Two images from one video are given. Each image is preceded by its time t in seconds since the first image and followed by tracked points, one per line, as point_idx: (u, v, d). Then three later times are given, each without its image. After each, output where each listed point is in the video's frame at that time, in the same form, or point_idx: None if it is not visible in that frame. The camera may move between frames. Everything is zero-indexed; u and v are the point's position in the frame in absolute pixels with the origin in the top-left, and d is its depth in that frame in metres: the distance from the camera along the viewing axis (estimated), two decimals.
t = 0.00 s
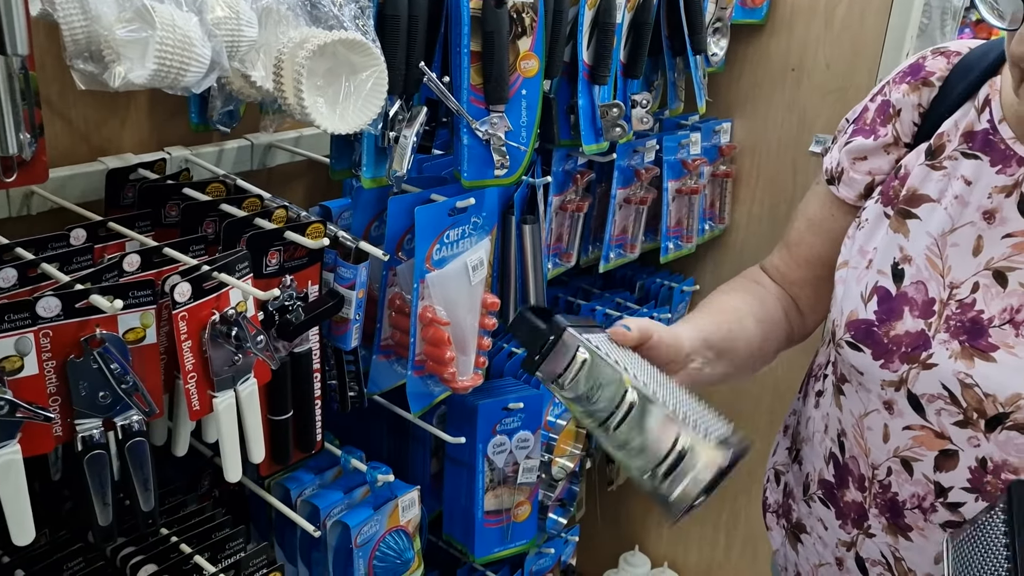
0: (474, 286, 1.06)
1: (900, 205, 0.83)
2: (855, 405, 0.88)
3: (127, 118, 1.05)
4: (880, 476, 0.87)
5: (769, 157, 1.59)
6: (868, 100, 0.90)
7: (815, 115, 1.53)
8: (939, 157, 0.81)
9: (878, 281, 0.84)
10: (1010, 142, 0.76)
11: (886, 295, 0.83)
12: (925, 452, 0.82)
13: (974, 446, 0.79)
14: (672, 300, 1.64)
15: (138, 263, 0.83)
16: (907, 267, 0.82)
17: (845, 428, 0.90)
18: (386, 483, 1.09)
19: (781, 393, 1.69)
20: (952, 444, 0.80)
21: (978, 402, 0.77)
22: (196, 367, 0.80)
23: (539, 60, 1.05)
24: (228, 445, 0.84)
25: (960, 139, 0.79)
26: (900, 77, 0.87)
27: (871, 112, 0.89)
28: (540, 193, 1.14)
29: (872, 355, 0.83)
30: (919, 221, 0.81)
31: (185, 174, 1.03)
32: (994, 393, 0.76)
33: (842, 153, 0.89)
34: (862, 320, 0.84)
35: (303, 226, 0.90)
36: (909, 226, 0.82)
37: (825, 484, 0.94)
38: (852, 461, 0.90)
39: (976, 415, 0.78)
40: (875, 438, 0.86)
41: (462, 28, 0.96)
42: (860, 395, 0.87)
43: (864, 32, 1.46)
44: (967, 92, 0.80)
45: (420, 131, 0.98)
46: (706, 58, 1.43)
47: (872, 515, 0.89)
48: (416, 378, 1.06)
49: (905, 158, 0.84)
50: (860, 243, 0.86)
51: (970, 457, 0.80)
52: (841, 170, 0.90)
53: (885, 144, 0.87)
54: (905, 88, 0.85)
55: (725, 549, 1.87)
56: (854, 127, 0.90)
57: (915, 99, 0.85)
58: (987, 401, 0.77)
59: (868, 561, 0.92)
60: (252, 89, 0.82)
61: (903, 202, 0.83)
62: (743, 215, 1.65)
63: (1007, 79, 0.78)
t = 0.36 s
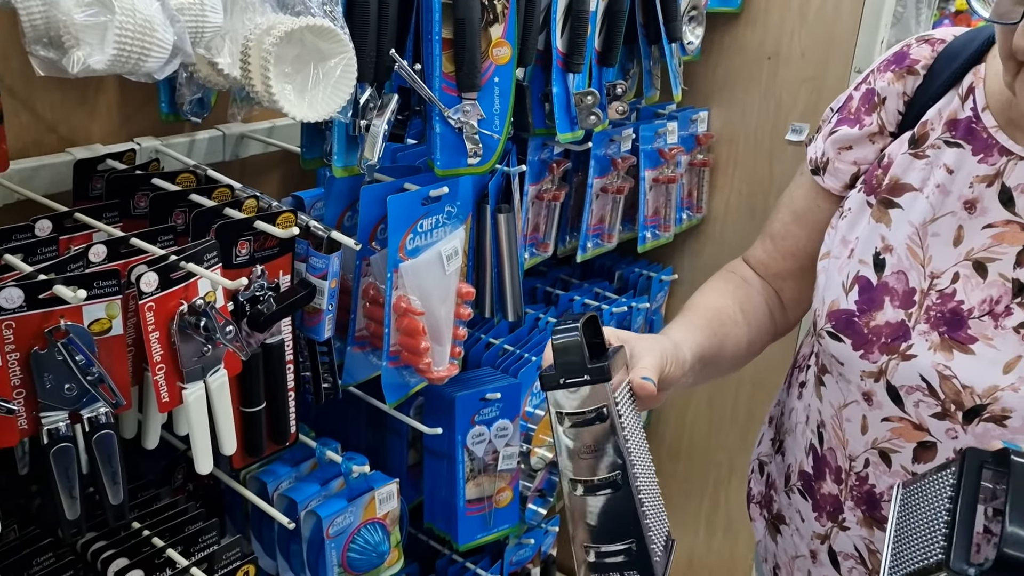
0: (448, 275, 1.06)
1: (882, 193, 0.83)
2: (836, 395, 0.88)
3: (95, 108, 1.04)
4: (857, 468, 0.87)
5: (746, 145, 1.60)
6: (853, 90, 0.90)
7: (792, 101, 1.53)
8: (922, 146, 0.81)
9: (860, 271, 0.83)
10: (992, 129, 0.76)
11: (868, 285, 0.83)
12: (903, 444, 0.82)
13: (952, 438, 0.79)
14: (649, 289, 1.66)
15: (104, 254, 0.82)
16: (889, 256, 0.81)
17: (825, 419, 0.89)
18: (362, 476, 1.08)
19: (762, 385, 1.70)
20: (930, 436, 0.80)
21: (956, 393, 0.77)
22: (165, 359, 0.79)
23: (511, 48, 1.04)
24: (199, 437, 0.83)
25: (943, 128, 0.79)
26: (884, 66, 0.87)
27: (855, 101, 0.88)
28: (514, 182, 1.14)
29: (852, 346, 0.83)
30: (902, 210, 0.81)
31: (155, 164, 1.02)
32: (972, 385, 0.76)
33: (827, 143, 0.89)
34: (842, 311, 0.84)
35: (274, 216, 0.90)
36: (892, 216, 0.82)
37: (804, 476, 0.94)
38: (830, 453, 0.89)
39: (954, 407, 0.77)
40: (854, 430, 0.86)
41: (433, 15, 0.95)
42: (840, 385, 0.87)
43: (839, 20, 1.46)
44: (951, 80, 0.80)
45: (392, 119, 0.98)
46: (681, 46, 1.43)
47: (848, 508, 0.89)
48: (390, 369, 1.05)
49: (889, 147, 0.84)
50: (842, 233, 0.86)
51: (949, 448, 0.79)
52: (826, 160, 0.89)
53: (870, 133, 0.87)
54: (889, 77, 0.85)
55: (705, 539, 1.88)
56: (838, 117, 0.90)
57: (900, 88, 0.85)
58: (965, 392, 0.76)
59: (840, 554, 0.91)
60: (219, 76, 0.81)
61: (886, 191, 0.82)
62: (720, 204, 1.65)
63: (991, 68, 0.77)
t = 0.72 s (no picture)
0: (433, 267, 1.06)
1: (867, 196, 0.82)
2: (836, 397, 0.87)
3: (73, 101, 1.03)
4: (857, 471, 0.88)
5: (728, 135, 1.60)
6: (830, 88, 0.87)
7: (773, 92, 1.54)
8: (905, 147, 0.80)
9: (847, 276, 0.83)
10: (980, 129, 0.76)
11: (856, 290, 0.82)
12: (902, 446, 0.84)
13: (951, 440, 0.81)
14: (634, 279, 1.66)
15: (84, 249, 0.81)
16: (877, 260, 0.81)
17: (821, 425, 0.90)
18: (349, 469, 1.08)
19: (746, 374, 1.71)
20: (929, 438, 0.82)
21: (954, 395, 0.78)
22: (148, 354, 0.78)
23: (494, 39, 1.04)
24: (183, 432, 0.82)
25: (927, 128, 0.79)
26: (862, 64, 0.84)
27: (833, 100, 0.86)
28: (497, 174, 1.14)
29: (846, 352, 0.83)
30: (887, 213, 0.81)
31: (135, 158, 1.01)
32: (971, 387, 0.77)
33: (810, 143, 0.86)
34: (832, 317, 0.84)
35: (256, 209, 0.89)
36: (877, 219, 0.81)
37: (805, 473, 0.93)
38: (829, 457, 0.91)
39: (952, 409, 0.79)
40: (851, 434, 0.87)
41: (415, 6, 0.94)
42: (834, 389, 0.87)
43: (820, 10, 1.47)
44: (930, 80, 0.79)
45: (375, 112, 0.97)
46: (663, 36, 1.43)
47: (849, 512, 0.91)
48: (376, 362, 1.05)
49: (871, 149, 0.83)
50: (827, 236, 0.85)
51: (949, 450, 0.81)
52: (809, 163, 0.86)
53: (852, 135, 0.84)
54: (869, 77, 0.82)
55: (690, 528, 1.89)
56: (817, 117, 0.87)
57: (881, 87, 0.82)
58: (964, 394, 0.78)
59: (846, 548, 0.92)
60: (200, 69, 0.80)
61: (869, 193, 0.82)
62: (703, 194, 1.66)
63: (972, 66, 0.77)
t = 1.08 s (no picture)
0: (426, 259, 1.05)
1: (918, 204, 0.74)
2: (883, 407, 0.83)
3: (60, 94, 1.01)
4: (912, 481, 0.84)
5: (719, 125, 1.60)
6: (842, 86, 0.75)
7: (764, 82, 1.53)
8: (946, 147, 0.73)
9: (920, 294, 0.74)
10: (1014, 125, 0.70)
11: (935, 309, 0.74)
12: (986, 460, 0.78)
13: None
14: (625, 271, 1.66)
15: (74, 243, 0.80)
16: (949, 274, 0.74)
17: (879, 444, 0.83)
18: (343, 463, 1.08)
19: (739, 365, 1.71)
20: (1020, 449, 0.76)
21: None
22: (140, 349, 0.77)
23: (486, 29, 1.03)
24: (177, 428, 0.82)
25: (963, 125, 0.72)
26: (879, 59, 0.73)
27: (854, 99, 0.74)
28: (490, 165, 1.13)
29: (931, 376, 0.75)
30: (946, 220, 0.73)
31: (123, 150, 1.00)
32: None
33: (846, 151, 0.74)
34: (911, 342, 0.74)
35: (247, 201, 0.88)
36: (936, 228, 0.74)
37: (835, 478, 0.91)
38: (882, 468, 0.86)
39: None
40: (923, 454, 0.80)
41: None
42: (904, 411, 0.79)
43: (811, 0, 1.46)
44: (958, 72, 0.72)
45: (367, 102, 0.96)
46: (655, 26, 1.43)
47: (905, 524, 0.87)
48: (369, 355, 1.04)
49: (902, 153, 0.75)
50: (882, 251, 0.75)
51: None
52: (844, 172, 0.74)
53: (885, 138, 0.74)
54: (894, 74, 0.73)
55: (684, 519, 1.90)
56: (837, 119, 0.74)
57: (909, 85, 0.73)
58: None
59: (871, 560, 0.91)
60: (188, 59, 0.80)
61: (920, 201, 0.74)
62: (694, 185, 1.66)
63: (993, 56, 0.71)
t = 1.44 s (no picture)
0: (424, 248, 1.05)
1: (922, 178, 0.75)
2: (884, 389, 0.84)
3: (54, 82, 1.01)
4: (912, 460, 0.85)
5: (713, 113, 1.60)
6: (849, 61, 0.76)
7: (758, 69, 1.54)
8: (952, 123, 0.74)
9: (920, 267, 0.76)
10: (1021, 103, 0.72)
11: (934, 282, 0.75)
12: (985, 436, 0.79)
13: None
14: (621, 260, 1.67)
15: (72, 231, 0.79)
16: (950, 247, 0.75)
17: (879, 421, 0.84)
18: (342, 451, 1.08)
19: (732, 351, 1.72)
20: (1019, 425, 0.77)
21: None
22: (139, 336, 0.77)
23: (483, 15, 1.03)
24: (177, 415, 0.82)
25: (970, 101, 0.73)
26: (888, 35, 0.75)
27: (861, 74, 0.75)
28: (487, 153, 1.13)
29: (929, 349, 0.76)
30: (949, 195, 0.75)
31: (118, 139, 0.99)
32: None
33: (854, 126, 0.75)
34: (912, 313, 0.75)
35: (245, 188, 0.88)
36: (938, 202, 0.75)
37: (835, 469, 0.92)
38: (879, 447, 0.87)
39: None
40: (922, 429, 0.81)
41: None
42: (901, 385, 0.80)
43: None
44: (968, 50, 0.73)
45: (364, 89, 0.96)
46: (649, 14, 1.42)
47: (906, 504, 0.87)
48: (367, 344, 1.04)
49: (907, 129, 0.76)
50: (884, 226, 0.76)
51: None
52: (852, 147, 0.75)
53: (894, 114, 0.75)
54: (904, 51, 0.74)
55: (679, 507, 1.90)
56: (844, 94, 0.76)
57: (916, 61, 0.74)
58: None
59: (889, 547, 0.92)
60: (185, 45, 0.80)
61: (923, 175, 0.75)
62: (689, 173, 1.66)
63: (1001, 34, 0.72)
